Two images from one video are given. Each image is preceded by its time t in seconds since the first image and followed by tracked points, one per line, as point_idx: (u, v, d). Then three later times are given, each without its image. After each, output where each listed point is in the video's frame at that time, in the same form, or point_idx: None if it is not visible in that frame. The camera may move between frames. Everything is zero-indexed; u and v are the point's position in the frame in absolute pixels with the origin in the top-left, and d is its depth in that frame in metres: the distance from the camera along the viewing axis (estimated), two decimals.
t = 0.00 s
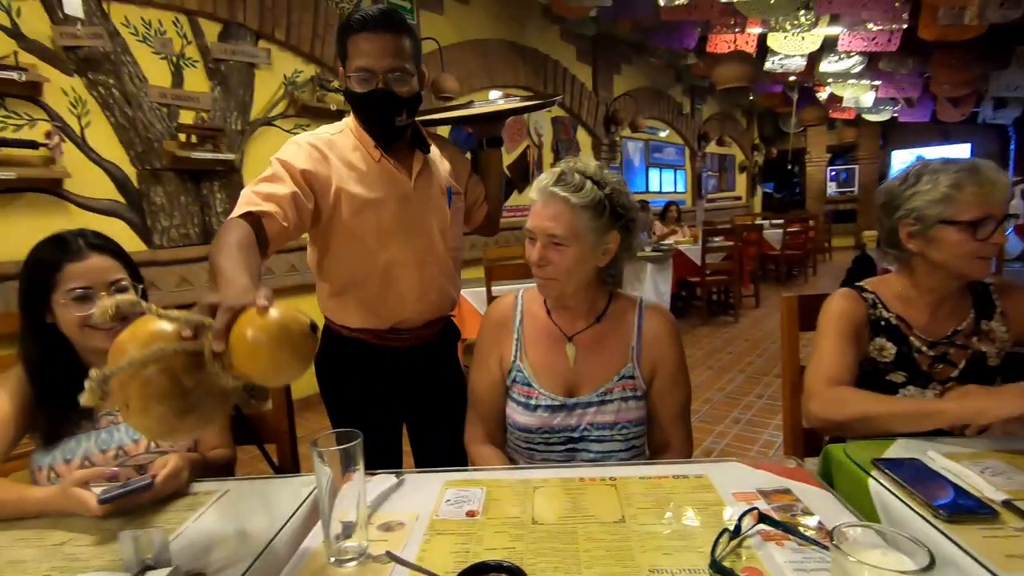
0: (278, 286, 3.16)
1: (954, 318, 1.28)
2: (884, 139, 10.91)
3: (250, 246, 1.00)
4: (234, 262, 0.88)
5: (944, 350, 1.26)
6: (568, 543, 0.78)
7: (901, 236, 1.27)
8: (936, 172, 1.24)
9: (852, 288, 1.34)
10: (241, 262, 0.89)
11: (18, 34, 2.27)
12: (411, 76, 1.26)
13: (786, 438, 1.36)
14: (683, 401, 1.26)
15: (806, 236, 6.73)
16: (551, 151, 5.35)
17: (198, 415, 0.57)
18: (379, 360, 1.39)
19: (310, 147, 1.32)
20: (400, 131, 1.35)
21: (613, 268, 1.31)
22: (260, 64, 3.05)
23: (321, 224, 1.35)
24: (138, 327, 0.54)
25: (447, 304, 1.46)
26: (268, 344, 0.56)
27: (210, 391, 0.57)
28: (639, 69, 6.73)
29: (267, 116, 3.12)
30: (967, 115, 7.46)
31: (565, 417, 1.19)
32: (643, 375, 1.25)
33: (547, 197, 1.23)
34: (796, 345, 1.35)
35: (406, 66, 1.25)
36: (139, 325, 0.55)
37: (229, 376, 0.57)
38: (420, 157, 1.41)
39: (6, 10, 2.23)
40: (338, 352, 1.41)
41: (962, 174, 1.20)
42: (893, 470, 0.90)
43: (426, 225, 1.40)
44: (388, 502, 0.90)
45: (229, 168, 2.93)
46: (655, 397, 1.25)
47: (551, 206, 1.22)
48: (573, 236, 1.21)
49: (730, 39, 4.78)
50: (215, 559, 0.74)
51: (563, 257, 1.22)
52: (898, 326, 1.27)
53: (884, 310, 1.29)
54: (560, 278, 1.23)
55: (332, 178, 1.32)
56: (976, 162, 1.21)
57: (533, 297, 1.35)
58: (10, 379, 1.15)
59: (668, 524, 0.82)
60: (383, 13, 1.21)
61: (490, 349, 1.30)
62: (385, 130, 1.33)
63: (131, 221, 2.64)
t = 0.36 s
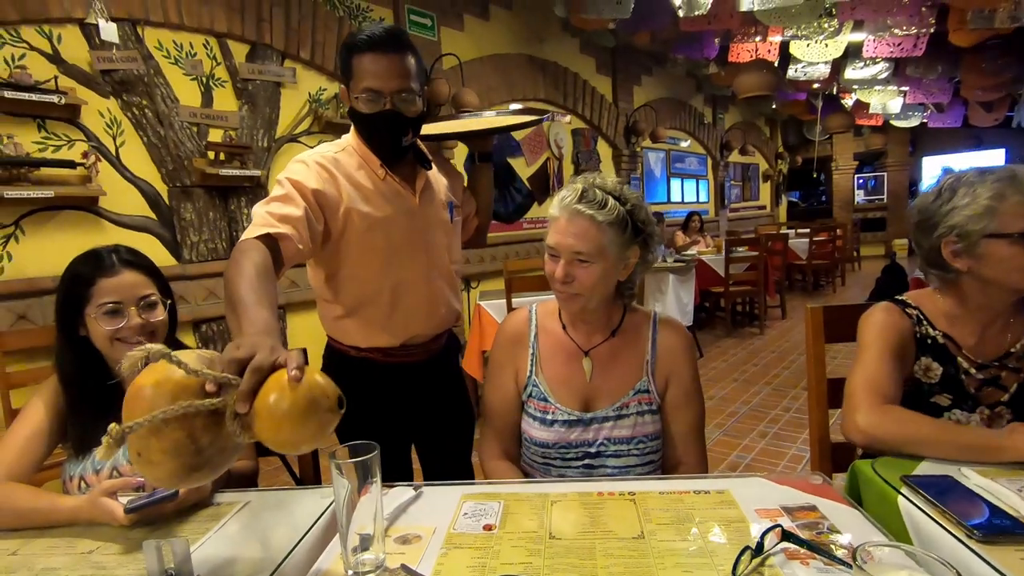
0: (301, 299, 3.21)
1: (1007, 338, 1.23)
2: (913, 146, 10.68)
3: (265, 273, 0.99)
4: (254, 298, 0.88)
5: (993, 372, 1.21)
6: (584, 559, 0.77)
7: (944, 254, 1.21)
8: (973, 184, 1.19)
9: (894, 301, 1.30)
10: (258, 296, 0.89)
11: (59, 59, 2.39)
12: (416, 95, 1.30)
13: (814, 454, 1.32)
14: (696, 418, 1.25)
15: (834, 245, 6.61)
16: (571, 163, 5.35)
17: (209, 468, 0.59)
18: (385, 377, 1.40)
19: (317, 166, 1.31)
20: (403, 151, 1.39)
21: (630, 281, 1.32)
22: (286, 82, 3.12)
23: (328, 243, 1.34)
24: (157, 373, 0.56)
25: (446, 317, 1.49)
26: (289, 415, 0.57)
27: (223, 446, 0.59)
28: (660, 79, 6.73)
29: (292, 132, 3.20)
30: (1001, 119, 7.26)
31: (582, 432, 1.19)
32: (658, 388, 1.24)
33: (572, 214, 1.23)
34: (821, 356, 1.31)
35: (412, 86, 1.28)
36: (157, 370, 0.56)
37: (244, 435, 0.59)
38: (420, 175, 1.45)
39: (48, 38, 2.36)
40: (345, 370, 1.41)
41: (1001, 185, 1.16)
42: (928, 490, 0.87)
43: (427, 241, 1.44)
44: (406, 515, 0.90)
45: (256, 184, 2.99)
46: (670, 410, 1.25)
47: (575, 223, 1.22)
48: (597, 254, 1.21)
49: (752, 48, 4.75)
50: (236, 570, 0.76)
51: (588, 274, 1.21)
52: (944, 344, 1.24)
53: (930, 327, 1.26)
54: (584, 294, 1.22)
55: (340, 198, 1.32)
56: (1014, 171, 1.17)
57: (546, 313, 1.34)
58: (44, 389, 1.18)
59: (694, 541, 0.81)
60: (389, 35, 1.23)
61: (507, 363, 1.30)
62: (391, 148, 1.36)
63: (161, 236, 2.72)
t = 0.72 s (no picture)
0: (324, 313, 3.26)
1: None
2: (943, 155, 10.46)
3: (292, 287, 1.01)
4: (280, 313, 0.90)
5: None
6: None
7: (976, 284, 1.17)
8: (1004, 211, 1.12)
9: (926, 317, 1.28)
10: (285, 311, 0.92)
11: (96, 85, 2.48)
12: (435, 115, 1.33)
13: (842, 473, 1.29)
14: (721, 437, 1.22)
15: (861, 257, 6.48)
16: (592, 176, 5.36)
17: (224, 482, 0.61)
18: (406, 393, 1.42)
19: (339, 184, 1.34)
20: (423, 169, 1.41)
21: (648, 293, 1.31)
22: (310, 102, 3.20)
23: (350, 259, 1.37)
24: (186, 386, 0.59)
25: (465, 330, 1.51)
26: (312, 442, 0.58)
27: (240, 463, 0.61)
28: (680, 92, 6.72)
29: (316, 151, 3.27)
30: None
31: (606, 451, 1.18)
32: (684, 406, 1.23)
33: (579, 227, 1.24)
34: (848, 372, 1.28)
35: (432, 107, 1.31)
36: (186, 383, 0.59)
37: (263, 454, 0.61)
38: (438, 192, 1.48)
39: (87, 64, 2.46)
40: (366, 386, 1.42)
41: None
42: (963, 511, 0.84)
43: (446, 257, 1.46)
44: (424, 530, 0.91)
45: (281, 202, 3.06)
46: (696, 429, 1.23)
47: (583, 235, 1.23)
48: (607, 262, 1.21)
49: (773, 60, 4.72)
50: None
51: (601, 284, 1.21)
52: (983, 363, 1.20)
53: (967, 344, 1.22)
54: (600, 305, 1.22)
55: (362, 216, 1.35)
56: None
57: (569, 330, 1.35)
58: (78, 402, 1.21)
59: (722, 561, 0.79)
60: (411, 57, 1.26)
61: (530, 380, 1.31)
62: (411, 168, 1.39)
63: (192, 252, 2.78)
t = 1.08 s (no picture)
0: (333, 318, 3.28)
1: None
2: (956, 159, 10.37)
3: (304, 287, 1.02)
4: (292, 310, 0.91)
5: None
6: None
7: (972, 298, 1.18)
8: (990, 225, 1.14)
9: (931, 322, 1.26)
10: (296, 309, 0.92)
11: (112, 93, 2.52)
12: (447, 122, 1.34)
13: (855, 480, 1.28)
14: (739, 447, 1.21)
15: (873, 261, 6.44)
16: (600, 181, 5.36)
17: (236, 476, 0.61)
18: (415, 397, 1.42)
19: (350, 189, 1.35)
20: (433, 175, 1.42)
21: (667, 296, 1.32)
22: (321, 109, 3.22)
23: (361, 263, 1.37)
24: (199, 379, 0.59)
25: (473, 335, 1.51)
26: (321, 436, 0.59)
27: (252, 457, 0.61)
28: (688, 97, 6.72)
29: (326, 157, 3.29)
30: None
31: (623, 459, 1.18)
32: (703, 416, 1.22)
33: (592, 233, 1.24)
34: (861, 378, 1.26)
35: (443, 113, 1.33)
36: (199, 376, 0.59)
37: (274, 448, 0.61)
38: (447, 198, 1.48)
39: (103, 73, 2.49)
40: (376, 389, 1.42)
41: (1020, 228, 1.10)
42: (981, 521, 0.82)
43: (455, 262, 1.46)
44: (434, 535, 0.91)
45: (292, 207, 3.08)
46: (715, 437, 1.22)
47: (595, 241, 1.23)
48: (622, 267, 1.21)
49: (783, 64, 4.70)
50: None
51: (617, 289, 1.21)
52: (990, 368, 1.19)
53: (973, 350, 1.21)
54: (619, 309, 1.22)
55: (373, 220, 1.36)
56: None
57: (589, 334, 1.35)
58: (92, 406, 1.22)
59: (733, 569, 0.78)
60: (423, 65, 1.28)
61: (547, 386, 1.31)
62: (422, 173, 1.39)
63: (203, 258, 2.81)
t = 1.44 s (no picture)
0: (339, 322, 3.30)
1: None
2: (963, 162, 10.32)
3: (310, 283, 1.02)
4: (297, 304, 0.91)
5: None
6: None
7: (974, 303, 1.17)
8: (993, 231, 1.13)
9: (935, 326, 1.26)
10: (302, 304, 0.92)
11: (121, 99, 2.54)
12: (456, 127, 1.35)
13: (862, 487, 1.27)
14: (745, 452, 1.21)
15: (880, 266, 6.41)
16: (605, 186, 5.36)
17: (239, 464, 0.62)
18: (420, 400, 1.42)
19: (359, 191, 1.36)
20: (441, 180, 1.42)
21: (674, 300, 1.32)
22: (327, 114, 3.24)
23: (367, 265, 1.38)
24: (203, 366, 0.60)
25: (479, 339, 1.51)
26: (323, 425, 0.59)
27: (255, 445, 0.62)
28: (694, 101, 6.71)
29: (332, 161, 3.30)
30: None
31: (629, 465, 1.17)
32: (710, 422, 1.21)
33: (599, 237, 1.24)
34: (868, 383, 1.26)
35: (452, 119, 1.33)
36: (203, 363, 0.60)
37: (276, 436, 0.62)
38: (453, 203, 1.49)
39: (111, 79, 2.52)
40: (381, 393, 1.42)
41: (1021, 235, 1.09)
42: (992, 530, 0.81)
43: (461, 266, 1.47)
44: (438, 540, 0.91)
45: (298, 212, 3.10)
46: (721, 444, 1.21)
47: (602, 245, 1.23)
48: (629, 271, 1.21)
49: (788, 68, 4.69)
50: None
51: (623, 293, 1.21)
52: (995, 374, 1.18)
53: (978, 356, 1.20)
54: (627, 312, 1.22)
55: (380, 223, 1.37)
56: None
57: (594, 339, 1.35)
58: (100, 409, 1.23)
59: None
60: (433, 71, 1.29)
61: (552, 391, 1.30)
62: (430, 177, 1.40)
63: (210, 262, 2.83)
